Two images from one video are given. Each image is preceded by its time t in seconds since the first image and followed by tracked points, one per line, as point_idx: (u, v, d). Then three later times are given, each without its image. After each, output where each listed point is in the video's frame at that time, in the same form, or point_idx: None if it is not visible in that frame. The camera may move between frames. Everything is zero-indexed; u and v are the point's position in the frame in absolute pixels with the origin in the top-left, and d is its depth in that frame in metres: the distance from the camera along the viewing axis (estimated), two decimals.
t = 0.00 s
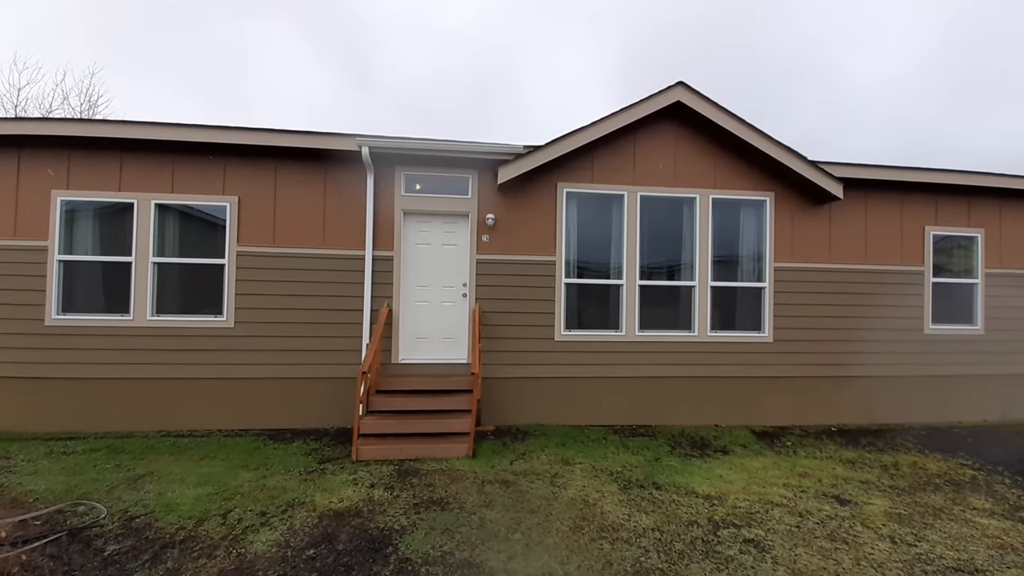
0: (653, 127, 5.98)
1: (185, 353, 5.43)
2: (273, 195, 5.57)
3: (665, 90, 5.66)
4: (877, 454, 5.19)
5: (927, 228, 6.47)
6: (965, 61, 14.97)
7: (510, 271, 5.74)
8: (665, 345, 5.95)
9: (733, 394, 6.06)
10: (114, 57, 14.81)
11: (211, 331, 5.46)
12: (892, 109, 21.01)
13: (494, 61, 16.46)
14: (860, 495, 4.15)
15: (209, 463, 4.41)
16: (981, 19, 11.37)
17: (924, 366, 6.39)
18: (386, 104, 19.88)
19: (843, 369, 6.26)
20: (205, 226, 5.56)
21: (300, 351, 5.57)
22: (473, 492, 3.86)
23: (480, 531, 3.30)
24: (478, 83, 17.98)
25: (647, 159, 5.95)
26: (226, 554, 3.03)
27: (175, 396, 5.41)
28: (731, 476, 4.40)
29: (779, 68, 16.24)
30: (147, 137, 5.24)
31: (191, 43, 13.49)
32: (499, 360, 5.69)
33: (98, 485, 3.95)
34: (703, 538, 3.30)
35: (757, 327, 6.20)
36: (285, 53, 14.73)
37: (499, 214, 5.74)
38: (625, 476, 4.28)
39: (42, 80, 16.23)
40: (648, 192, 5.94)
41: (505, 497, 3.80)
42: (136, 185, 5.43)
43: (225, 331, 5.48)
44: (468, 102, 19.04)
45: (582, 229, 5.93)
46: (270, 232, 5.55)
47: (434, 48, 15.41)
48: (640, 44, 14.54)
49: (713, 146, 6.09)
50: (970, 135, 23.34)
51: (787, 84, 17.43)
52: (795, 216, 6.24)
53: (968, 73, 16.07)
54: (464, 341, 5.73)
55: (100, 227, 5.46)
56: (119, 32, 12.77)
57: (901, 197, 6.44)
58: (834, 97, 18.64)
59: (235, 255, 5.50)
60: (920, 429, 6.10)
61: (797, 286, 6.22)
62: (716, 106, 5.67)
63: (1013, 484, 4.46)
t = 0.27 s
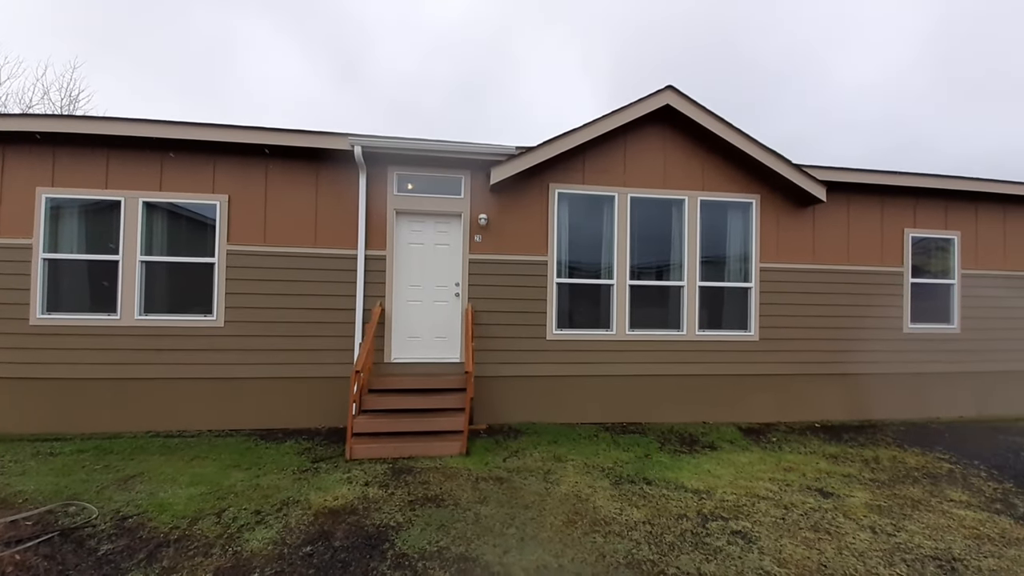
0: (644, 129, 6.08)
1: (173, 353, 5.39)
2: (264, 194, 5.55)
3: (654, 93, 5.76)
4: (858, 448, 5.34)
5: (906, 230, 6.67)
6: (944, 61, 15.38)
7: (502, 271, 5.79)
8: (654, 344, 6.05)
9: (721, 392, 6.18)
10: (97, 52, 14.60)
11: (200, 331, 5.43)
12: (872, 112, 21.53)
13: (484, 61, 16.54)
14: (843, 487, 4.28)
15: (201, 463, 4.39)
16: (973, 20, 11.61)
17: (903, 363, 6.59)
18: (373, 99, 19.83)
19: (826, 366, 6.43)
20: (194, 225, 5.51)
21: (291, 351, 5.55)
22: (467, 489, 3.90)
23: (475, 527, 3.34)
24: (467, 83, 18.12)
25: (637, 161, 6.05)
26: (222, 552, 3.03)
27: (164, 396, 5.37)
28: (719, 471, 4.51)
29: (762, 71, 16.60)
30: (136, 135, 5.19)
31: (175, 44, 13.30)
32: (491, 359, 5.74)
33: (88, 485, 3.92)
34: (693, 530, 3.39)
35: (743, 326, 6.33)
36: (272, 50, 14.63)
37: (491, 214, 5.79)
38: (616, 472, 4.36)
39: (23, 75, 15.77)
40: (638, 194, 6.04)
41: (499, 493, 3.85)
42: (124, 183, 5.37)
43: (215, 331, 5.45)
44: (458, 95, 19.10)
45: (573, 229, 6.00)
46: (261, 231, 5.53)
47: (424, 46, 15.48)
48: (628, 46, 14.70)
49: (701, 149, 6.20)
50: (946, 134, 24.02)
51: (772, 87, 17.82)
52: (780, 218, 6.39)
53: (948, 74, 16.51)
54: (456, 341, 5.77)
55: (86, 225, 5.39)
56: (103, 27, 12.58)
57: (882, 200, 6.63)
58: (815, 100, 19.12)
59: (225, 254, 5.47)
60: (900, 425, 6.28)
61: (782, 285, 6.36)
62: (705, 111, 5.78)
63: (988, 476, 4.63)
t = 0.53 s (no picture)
0: (640, 131, 6.15)
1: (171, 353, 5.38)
2: (262, 194, 5.56)
3: (650, 96, 5.84)
4: (850, 445, 5.44)
5: (895, 231, 6.79)
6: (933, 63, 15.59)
7: (500, 271, 5.84)
8: (650, 343, 6.12)
9: (715, 390, 6.27)
10: (91, 50, 14.55)
11: (198, 331, 5.43)
12: (862, 113, 21.82)
13: (479, 61, 16.58)
14: (835, 483, 4.37)
15: (200, 462, 4.40)
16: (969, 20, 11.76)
17: (893, 362, 6.71)
18: (367, 98, 19.83)
19: (818, 365, 6.54)
20: (192, 225, 5.51)
21: (289, 350, 5.57)
22: (467, 486, 3.95)
23: (475, 523, 3.39)
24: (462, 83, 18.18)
25: (633, 162, 6.12)
26: (225, 549, 3.06)
27: (162, 396, 5.37)
28: (713, 467, 4.59)
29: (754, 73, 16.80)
30: (133, 134, 5.18)
31: (170, 44, 13.25)
32: (489, 359, 5.79)
33: (88, 485, 3.92)
34: (689, 525, 3.46)
35: (737, 325, 6.42)
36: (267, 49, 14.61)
37: (489, 214, 5.83)
38: (613, 469, 4.42)
39: (12, 72, 15.76)
40: (634, 195, 6.12)
41: (499, 490, 3.90)
42: (120, 182, 5.36)
43: (212, 331, 5.45)
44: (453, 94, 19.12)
45: (569, 230, 6.06)
46: (259, 231, 5.54)
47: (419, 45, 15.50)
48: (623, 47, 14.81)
49: (696, 151, 6.29)
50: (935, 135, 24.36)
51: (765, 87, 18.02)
52: (773, 219, 6.49)
53: (939, 75, 16.71)
54: (454, 341, 5.82)
55: (83, 225, 5.37)
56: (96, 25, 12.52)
57: (872, 201, 6.75)
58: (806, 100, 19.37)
59: (222, 254, 5.47)
60: (890, 422, 6.40)
61: (775, 285, 6.46)
62: (700, 113, 5.87)
63: (975, 472, 4.74)
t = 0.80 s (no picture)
0: (638, 133, 6.21)
1: (171, 353, 5.38)
2: (263, 194, 5.57)
3: (648, 98, 5.89)
4: (845, 444, 5.52)
5: (889, 233, 6.89)
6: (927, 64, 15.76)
7: (500, 271, 5.88)
8: (649, 343, 6.18)
9: (713, 390, 6.34)
10: (85, 48, 14.45)
11: (198, 331, 5.43)
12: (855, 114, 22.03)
13: (477, 61, 16.61)
14: (831, 481, 4.44)
15: (202, 463, 4.41)
16: (967, 19, 11.83)
17: (887, 361, 6.79)
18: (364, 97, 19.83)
19: (814, 365, 6.62)
20: (192, 226, 5.51)
21: (290, 351, 5.58)
22: (469, 485, 3.98)
23: (479, 521, 3.43)
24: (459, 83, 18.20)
25: (631, 164, 6.18)
26: (231, 548, 3.07)
27: (162, 396, 5.36)
28: (712, 466, 4.65)
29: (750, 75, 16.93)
30: (133, 134, 5.17)
31: (167, 43, 13.21)
32: (489, 359, 5.83)
33: (90, 485, 3.92)
34: (689, 523, 3.51)
35: (734, 325, 6.49)
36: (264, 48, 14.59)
37: (489, 215, 5.87)
38: (613, 468, 4.47)
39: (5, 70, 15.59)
40: (632, 197, 6.17)
41: (501, 489, 3.93)
42: (120, 182, 5.35)
43: (213, 331, 5.45)
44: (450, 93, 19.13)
45: (569, 231, 6.11)
46: (259, 231, 5.55)
47: (417, 45, 15.50)
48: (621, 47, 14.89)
49: (693, 153, 6.35)
50: (926, 136, 24.63)
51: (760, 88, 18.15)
52: (770, 220, 6.56)
53: (932, 76, 16.88)
54: (454, 341, 5.85)
55: (82, 225, 5.36)
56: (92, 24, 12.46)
57: (866, 203, 6.84)
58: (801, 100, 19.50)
59: (223, 255, 5.47)
60: (884, 421, 6.49)
61: (772, 286, 6.54)
62: (697, 116, 5.93)
63: (969, 470, 4.82)
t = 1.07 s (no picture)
0: (638, 135, 6.25)
1: (170, 353, 5.35)
2: (263, 194, 5.55)
3: (648, 100, 5.93)
4: (842, 442, 5.59)
5: (884, 234, 6.98)
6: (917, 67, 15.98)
7: (501, 271, 5.89)
8: (648, 342, 6.22)
9: (711, 389, 6.39)
10: (77, 45, 14.29)
11: (198, 331, 5.40)
12: (847, 116, 22.28)
13: (473, 60, 16.62)
14: (830, 479, 4.50)
15: (204, 463, 4.38)
16: (958, 21, 12.01)
17: (882, 361, 6.89)
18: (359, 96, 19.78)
19: (810, 364, 6.69)
20: (191, 225, 5.48)
21: (290, 351, 5.56)
22: (473, 484, 4.00)
23: (485, 520, 3.44)
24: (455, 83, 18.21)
25: (631, 165, 6.22)
26: (238, 548, 3.07)
27: (161, 397, 5.33)
28: (713, 464, 4.69)
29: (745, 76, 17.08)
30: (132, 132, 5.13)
31: (161, 42, 13.11)
32: (490, 358, 5.84)
33: (91, 487, 3.88)
34: (692, 520, 3.55)
35: (732, 325, 6.55)
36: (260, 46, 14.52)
37: (490, 215, 5.88)
38: (615, 467, 4.50)
39: None
40: (632, 197, 6.22)
41: (505, 488, 3.95)
42: (118, 181, 5.31)
43: (212, 331, 5.42)
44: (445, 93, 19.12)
45: (569, 231, 6.14)
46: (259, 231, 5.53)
47: (414, 44, 15.49)
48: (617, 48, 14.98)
49: (692, 154, 6.40)
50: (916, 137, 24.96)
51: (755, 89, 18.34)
52: (767, 221, 6.63)
53: (923, 78, 17.10)
54: (455, 341, 5.86)
55: (80, 224, 5.31)
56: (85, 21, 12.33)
57: (861, 204, 6.93)
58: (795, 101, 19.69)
59: (223, 254, 5.45)
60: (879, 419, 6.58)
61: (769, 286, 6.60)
62: (697, 118, 5.98)
63: (963, 468, 4.90)
